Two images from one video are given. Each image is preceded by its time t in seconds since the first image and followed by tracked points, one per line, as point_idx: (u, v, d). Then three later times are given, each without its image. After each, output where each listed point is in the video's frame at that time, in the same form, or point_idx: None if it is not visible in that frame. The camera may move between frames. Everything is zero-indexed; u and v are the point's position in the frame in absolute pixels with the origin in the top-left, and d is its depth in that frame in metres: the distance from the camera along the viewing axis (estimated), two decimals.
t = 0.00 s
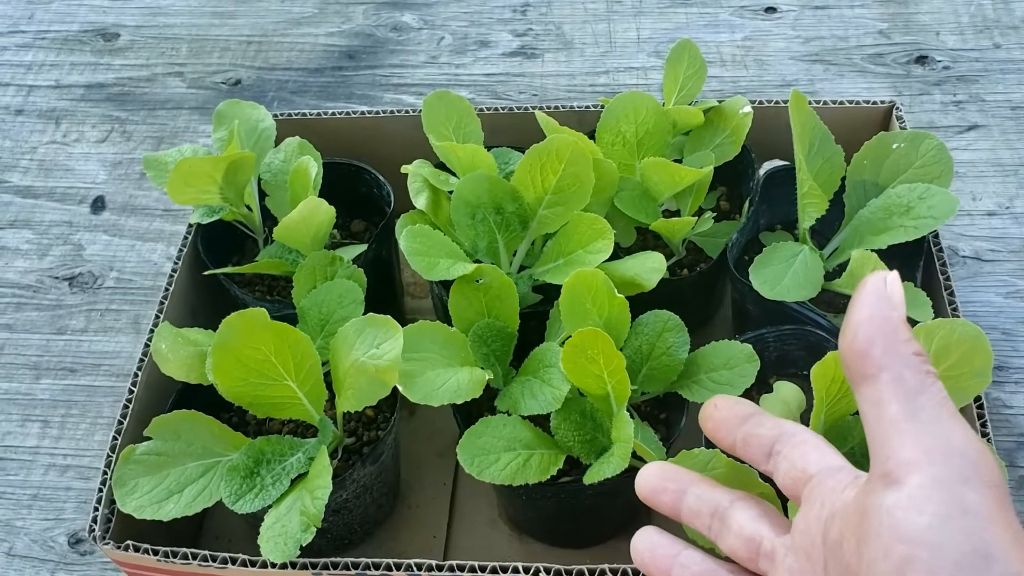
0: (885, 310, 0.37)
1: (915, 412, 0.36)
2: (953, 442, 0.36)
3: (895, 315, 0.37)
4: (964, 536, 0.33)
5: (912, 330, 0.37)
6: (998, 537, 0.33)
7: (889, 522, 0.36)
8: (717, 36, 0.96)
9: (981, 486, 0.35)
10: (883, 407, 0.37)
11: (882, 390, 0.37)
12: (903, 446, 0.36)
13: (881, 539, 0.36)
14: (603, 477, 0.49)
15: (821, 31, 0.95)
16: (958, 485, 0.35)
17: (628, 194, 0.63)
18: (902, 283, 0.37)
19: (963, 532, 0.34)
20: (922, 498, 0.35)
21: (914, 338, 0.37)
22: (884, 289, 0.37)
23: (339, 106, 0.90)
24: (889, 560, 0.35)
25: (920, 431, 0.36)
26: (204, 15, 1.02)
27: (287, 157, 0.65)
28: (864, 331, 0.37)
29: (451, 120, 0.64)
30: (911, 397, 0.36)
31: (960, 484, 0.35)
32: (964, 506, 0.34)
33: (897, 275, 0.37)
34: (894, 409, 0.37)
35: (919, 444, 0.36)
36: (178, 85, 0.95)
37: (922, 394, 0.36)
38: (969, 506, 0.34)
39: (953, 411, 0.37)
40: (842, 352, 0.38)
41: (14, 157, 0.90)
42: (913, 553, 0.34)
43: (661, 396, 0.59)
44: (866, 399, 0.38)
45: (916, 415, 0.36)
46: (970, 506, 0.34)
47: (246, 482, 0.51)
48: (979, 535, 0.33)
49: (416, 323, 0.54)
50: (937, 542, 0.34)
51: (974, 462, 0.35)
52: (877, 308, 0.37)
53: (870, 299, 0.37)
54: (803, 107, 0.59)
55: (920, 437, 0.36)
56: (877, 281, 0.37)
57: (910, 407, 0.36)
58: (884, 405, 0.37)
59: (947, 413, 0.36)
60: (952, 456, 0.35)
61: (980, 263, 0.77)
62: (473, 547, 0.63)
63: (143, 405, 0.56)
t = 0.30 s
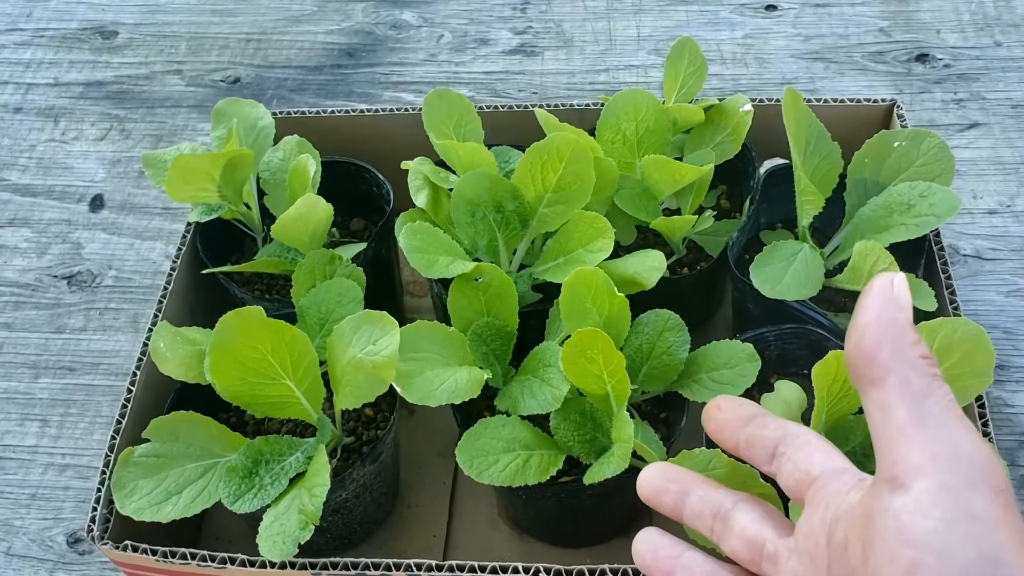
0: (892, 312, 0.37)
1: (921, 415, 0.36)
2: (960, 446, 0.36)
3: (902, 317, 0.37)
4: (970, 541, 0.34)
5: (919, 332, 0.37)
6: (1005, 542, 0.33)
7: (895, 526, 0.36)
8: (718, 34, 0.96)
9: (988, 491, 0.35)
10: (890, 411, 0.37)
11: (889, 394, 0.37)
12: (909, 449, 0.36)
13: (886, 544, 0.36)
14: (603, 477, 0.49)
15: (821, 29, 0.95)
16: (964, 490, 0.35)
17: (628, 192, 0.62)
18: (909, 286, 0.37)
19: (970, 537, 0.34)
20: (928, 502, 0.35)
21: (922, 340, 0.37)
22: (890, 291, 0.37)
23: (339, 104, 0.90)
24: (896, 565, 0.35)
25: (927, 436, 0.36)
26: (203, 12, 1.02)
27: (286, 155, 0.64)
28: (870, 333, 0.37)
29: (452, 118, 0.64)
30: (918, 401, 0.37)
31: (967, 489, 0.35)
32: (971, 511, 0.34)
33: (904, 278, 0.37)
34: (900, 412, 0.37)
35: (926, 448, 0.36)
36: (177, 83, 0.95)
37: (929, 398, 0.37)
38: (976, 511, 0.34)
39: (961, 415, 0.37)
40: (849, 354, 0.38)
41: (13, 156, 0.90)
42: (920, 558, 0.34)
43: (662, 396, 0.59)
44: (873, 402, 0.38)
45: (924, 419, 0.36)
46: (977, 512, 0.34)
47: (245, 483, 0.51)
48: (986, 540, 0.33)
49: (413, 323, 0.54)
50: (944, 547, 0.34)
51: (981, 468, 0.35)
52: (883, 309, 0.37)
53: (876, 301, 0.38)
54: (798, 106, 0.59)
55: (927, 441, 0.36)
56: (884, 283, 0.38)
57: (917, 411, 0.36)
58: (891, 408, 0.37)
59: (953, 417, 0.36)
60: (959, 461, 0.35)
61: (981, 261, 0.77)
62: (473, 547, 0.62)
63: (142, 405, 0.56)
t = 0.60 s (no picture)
0: (896, 309, 0.36)
1: (926, 413, 0.36)
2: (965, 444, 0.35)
3: (906, 314, 0.36)
4: (976, 538, 0.34)
5: (923, 329, 0.37)
6: (1010, 540, 0.33)
7: (900, 525, 0.35)
8: (712, 32, 0.96)
9: (993, 488, 0.35)
10: (894, 408, 0.37)
11: (893, 391, 0.37)
12: (914, 447, 0.36)
13: (891, 541, 0.36)
14: (594, 473, 0.50)
15: (815, 27, 0.95)
16: (969, 488, 0.35)
17: (621, 190, 0.62)
18: (913, 281, 0.37)
19: (975, 535, 0.34)
20: (933, 500, 0.35)
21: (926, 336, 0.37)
22: (895, 288, 0.36)
23: (334, 103, 0.90)
24: (899, 562, 0.35)
25: (931, 434, 0.36)
26: (198, 11, 1.02)
27: (280, 153, 0.65)
28: (875, 331, 0.37)
29: (445, 117, 0.64)
30: (923, 398, 0.36)
31: (972, 487, 0.35)
32: (976, 509, 0.34)
33: (909, 273, 0.37)
34: (905, 410, 0.36)
35: (932, 446, 0.36)
36: (173, 81, 0.95)
37: (933, 395, 0.36)
38: (981, 509, 0.34)
39: (965, 411, 0.37)
40: (853, 351, 0.38)
41: (9, 154, 0.90)
42: (925, 556, 0.34)
43: (653, 393, 0.59)
44: (877, 399, 0.37)
45: (928, 416, 0.36)
46: (982, 509, 0.34)
47: (237, 478, 0.51)
48: (992, 538, 0.33)
49: (409, 318, 0.54)
50: (949, 545, 0.34)
51: (986, 465, 0.35)
52: (887, 307, 0.36)
53: (880, 297, 0.37)
54: (792, 105, 0.59)
55: (931, 439, 0.36)
56: (888, 279, 0.37)
57: (921, 409, 0.36)
58: (895, 405, 0.37)
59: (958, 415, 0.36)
60: (963, 459, 0.35)
61: (973, 259, 0.77)
62: (465, 544, 0.63)
63: (135, 402, 0.56)
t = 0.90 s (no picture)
0: (917, 305, 0.37)
1: (948, 409, 0.37)
2: (987, 442, 0.36)
3: (929, 310, 0.37)
4: (998, 537, 0.34)
5: (945, 324, 0.37)
6: None
7: (921, 522, 0.36)
8: (711, 33, 0.96)
9: (1015, 487, 0.35)
10: (916, 404, 0.37)
11: (915, 387, 0.37)
12: (936, 444, 0.36)
13: (911, 538, 0.36)
14: (593, 472, 0.50)
15: (814, 28, 0.96)
16: (991, 486, 0.35)
17: (620, 190, 0.63)
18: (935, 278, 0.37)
19: (998, 533, 0.34)
20: (953, 498, 0.35)
21: (947, 333, 0.37)
22: (917, 284, 0.37)
23: (334, 103, 0.91)
24: (920, 559, 0.36)
25: (953, 431, 0.36)
26: (199, 12, 1.02)
27: (281, 154, 0.65)
28: (897, 326, 0.37)
29: (445, 117, 0.65)
30: (945, 395, 0.37)
31: (994, 485, 0.35)
32: (998, 507, 0.35)
33: (931, 269, 0.37)
34: (927, 406, 0.37)
35: (954, 443, 0.36)
36: (173, 82, 0.95)
37: (955, 392, 0.37)
38: (1003, 507, 0.34)
39: (986, 409, 0.37)
40: (874, 346, 0.38)
41: (10, 154, 0.90)
42: (946, 553, 0.35)
43: (652, 393, 0.59)
44: (898, 395, 0.38)
45: (950, 413, 0.36)
46: (1004, 508, 0.35)
47: (238, 478, 0.51)
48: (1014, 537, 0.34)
49: (411, 317, 0.54)
50: (972, 542, 0.34)
51: (1007, 463, 0.35)
52: (909, 302, 0.37)
53: (902, 293, 0.37)
54: (798, 105, 0.59)
55: (953, 436, 0.36)
56: (909, 275, 0.37)
57: (943, 406, 0.37)
58: (917, 401, 0.37)
59: (979, 413, 0.36)
60: (985, 457, 0.36)
61: (972, 260, 0.78)
62: (465, 543, 0.63)
63: (137, 401, 0.57)
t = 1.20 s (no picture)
0: (916, 304, 0.36)
1: (946, 408, 0.36)
2: (986, 439, 0.35)
3: (927, 309, 0.35)
4: (998, 534, 0.34)
5: (943, 321, 0.36)
6: None
7: (920, 519, 0.36)
8: (712, 31, 0.96)
9: (1014, 484, 0.35)
10: (915, 404, 0.36)
11: (914, 386, 0.36)
12: (935, 443, 0.36)
13: (910, 536, 0.36)
14: (594, 468, 0.50)
15: (814, 26, 0.96)
16: (990, 483, 0.35)
17: (621, 187, 0.63)
18: (934, 275, 0.36)
19: (998, 531, 0.34)
20: (952, 495, 0.35)
21: (945, 330, 0.36)
22: (916, 282, 0.35)
23: (335, 101, 0.91)
24: (919, 555, 0.35)
25: (951, 430, 0.35)
26: (200, 10, 1.02)
27: (282, 150, 0.65)
28: (895, 327, 0.36)
29: (446, 114, 0.65)
30: (943, 394, 0.36)
31: (993, 482, 0.35)
32: (997, 505, 0.34)
33: (929, 267, 0.36)
34: (926, 405, 0.36)
35: (953, 441, 0.35)
36: (175, 79, 0.95)
37: (953, 390, 0.36)
38: (1003, 505, 0.34)
39: (984, 406, 0.36)
40: (871, 345, 0.37)
41: (11, 152, 0.90)
42: (945, 551, 0.34)
43: (653, 389, 0.60)
44: (897, 394, 0.37)
45: (949, 412, 0.36)
46: (1002, 504, 0.34)
47: (241, 474, 0.52)
48: (1014, 534, 0.34)
49: (411, 314, 0.54)
50: (971, 540, 0.34)
51: (1006, 460, 0.35)
52: (908, 302, 0.35)
53: (900, 292, 0.36)
54: (796, 103, 0.60)
55: (953, 435, 0.35)
56: (908, 274, 0.36)
57: (942, 405, 0.36)
58: (916, 401, 0.36)
59: (978, 411, 0.35)
60: (984, 454, 0.35)
61: (971, 257, 0.78)
62: (466, 539, 0.63)
63: (139, 398, 0.57)
